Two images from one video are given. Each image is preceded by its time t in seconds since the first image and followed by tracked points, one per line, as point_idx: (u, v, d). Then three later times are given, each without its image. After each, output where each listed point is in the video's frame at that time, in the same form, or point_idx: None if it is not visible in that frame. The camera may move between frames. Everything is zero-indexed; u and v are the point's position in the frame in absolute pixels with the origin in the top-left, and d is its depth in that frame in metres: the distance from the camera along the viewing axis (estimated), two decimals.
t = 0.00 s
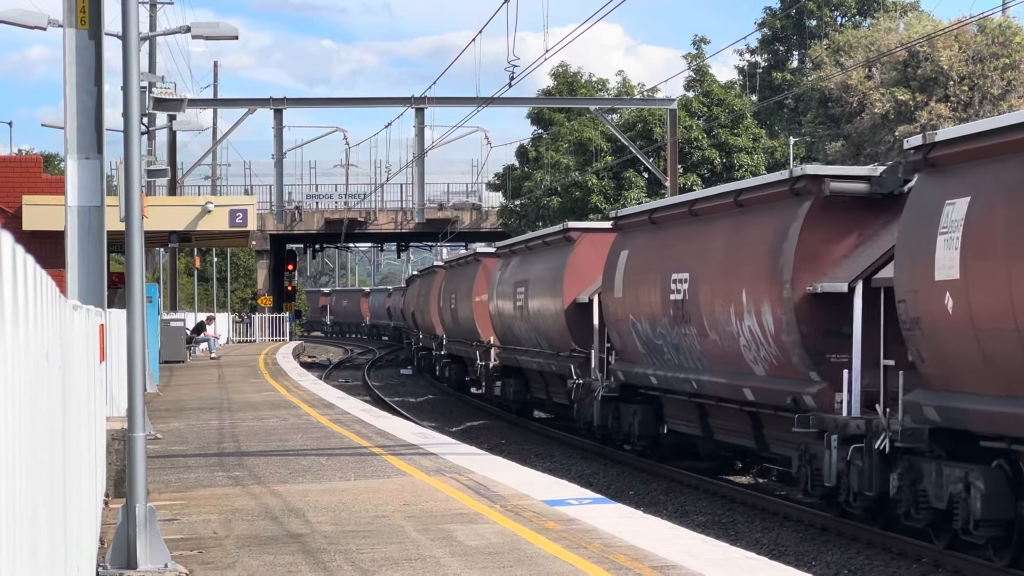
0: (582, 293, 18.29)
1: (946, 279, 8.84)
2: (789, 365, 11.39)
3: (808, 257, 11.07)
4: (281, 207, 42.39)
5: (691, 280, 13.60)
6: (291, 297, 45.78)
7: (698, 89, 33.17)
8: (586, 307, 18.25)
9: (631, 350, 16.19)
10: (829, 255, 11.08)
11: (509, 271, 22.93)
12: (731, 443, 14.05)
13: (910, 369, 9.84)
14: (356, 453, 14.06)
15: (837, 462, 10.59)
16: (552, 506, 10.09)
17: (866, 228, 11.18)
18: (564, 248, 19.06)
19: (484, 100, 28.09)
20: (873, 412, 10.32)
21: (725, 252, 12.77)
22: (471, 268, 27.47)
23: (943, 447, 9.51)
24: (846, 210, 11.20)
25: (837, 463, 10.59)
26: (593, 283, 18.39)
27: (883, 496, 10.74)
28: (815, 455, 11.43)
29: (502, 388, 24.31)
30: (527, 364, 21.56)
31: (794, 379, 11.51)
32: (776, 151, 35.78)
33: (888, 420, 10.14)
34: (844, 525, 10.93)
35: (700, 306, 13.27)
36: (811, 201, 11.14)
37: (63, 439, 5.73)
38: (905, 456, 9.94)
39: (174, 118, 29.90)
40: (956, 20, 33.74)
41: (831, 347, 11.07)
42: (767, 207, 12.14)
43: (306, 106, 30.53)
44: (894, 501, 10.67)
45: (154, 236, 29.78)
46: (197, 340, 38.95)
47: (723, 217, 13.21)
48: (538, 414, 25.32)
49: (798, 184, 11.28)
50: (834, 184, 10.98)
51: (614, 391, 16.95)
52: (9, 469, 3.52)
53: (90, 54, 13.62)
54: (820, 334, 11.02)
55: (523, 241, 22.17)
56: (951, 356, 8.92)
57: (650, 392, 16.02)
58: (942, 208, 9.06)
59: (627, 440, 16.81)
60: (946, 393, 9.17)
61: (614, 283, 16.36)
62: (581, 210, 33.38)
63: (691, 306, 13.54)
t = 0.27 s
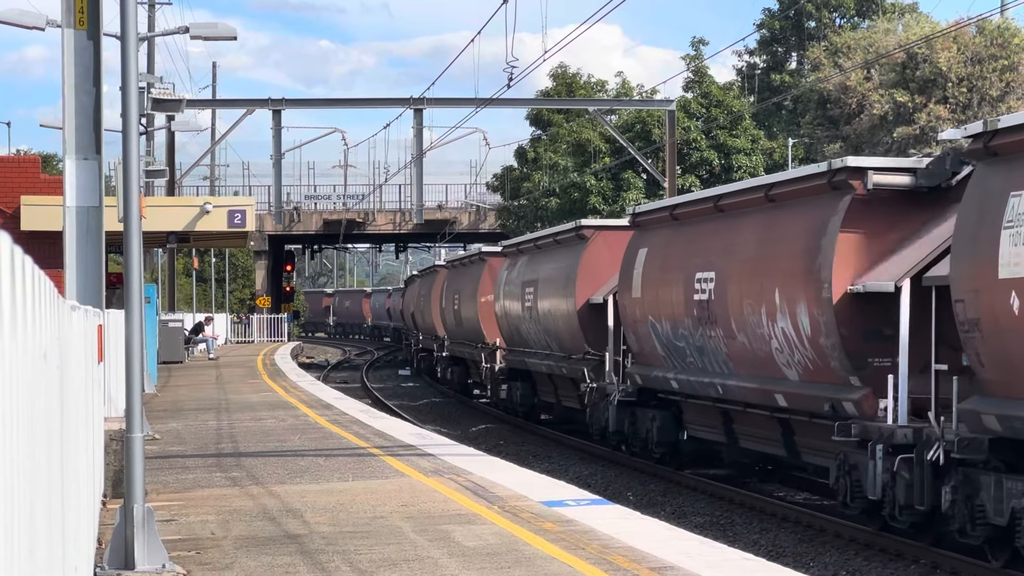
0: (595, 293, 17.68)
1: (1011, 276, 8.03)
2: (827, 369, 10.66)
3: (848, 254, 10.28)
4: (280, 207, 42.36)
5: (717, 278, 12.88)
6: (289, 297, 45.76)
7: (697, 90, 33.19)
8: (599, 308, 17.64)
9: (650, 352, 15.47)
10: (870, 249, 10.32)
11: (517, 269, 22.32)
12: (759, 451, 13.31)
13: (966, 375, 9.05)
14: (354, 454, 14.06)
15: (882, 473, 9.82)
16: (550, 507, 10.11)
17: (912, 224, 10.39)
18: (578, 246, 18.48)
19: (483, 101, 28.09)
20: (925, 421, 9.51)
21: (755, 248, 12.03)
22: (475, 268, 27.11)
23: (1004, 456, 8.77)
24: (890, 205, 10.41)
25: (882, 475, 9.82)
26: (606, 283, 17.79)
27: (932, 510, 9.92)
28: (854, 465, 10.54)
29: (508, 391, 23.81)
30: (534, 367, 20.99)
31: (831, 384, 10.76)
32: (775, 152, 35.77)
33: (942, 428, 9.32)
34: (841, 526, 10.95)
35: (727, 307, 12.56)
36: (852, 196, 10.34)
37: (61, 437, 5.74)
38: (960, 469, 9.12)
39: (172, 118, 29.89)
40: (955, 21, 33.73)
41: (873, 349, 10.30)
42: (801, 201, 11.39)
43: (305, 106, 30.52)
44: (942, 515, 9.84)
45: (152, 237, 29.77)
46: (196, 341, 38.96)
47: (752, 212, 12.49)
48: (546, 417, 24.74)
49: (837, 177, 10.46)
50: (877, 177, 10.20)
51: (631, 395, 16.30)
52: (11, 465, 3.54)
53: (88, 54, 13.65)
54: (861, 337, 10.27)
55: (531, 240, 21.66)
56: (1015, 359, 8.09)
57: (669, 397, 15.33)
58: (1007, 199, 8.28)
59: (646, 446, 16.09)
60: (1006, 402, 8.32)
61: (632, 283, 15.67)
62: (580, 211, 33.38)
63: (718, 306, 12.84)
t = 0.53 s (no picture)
0: (611, 293, 17.13)
1: None
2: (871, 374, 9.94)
3: (896, 252, 9.54)
4: (278, 208, 42.35)
5: (747, 278, 12.14)
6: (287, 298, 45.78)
7: (696, 91, 33.19)
8: (614, 308, 17.08)
9: (671, 355, 14.74)
10: (920, 248, 9.57)
11: (526, 270, 22.01)
12: (790, 460, 12.59)
13: None
14: (352, 455, 14.05)
15: (934, 486, 9.05)
16: (548, 508, 10.11)
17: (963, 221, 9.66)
18: (592, 244, 17.84)
19: (482, 102, 28.09)
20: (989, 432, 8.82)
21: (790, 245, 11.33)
22: (480, 268, 26.99)
23: None
24: (942, 200, 9.67)
25: (935, 488, 9.06)
26: (622, 282, 17.25)
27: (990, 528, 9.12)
28: (900, 478, 9.71)
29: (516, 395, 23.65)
30: (544, 369, 20.79)
31: (875, 390, 10.04)
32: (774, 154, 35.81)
33: (1008, 439, 8.57)
34: (840, 528, 10.95)
35: (759, 307, 11.84)
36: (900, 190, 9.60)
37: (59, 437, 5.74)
38: None
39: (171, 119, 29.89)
40: (953, 23, 33.75)
41: (922, 353, 9.53)
42: (842, 195, 10.65)
43: (304, 107, 30.51)
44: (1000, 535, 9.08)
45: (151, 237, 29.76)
46: (194, 341, 38.97)
47: (784, 207, 11.79)
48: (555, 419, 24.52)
49: (882, 170, 9.73)
50: (927, 169, 9.47)
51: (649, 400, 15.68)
52: (8, 468, 3.53)
53: (87, 55, 13.66)
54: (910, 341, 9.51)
55: (540, 239, 21.37)
56: None
57: (691, 402, 14.66)
58: None
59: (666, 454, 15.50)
60: None
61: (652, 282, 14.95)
62: (578, 212, 33.39)
63: (747, 306, 12.13)
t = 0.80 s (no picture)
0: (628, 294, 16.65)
1: None
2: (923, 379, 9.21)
3: (951, 249, 8.80)
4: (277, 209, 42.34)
5: (781, 275, 11.40)
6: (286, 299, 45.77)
7: (695, 92, 33.22)
8: (631, 309, 16.60)
9: (694, 357, 14.01)
10: (977, 245, 8.85)
11: (535, 269, 21.82)
12: (824, 469, 11.84)
13: None
14: (350, 456, 14.04)
15: (995, 500, 8.37)
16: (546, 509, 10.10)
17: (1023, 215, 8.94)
18: (607, 242, 17.36)
19: (480, 103, 28.09)
20: None
21: (829, 240, 10.59)
22: (486, 267, 26.87)
23: None
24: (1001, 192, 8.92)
25: (996, 502, 8.36)
26: (640, 282, 16.79)
27: None
28: (955, 492, 8.99)
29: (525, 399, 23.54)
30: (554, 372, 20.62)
31: (925, 396, 9.32)
32: (773, 154, 35.85)
33: None
34: (839, 529, 10.94)
35: (794, 308, 11.11)
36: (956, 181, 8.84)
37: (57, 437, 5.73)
38: None
39: (170, 119, 29.89)
40: (952, 25, 33.80)
41: (979, 357, 8.79)
42: (886, 187, 9.92)
43: (303, 108, 30.52)
44: None
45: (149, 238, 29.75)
46: (192, 342, 38.99)
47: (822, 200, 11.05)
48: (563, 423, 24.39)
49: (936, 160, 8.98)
50: (987, 158, 8.69)
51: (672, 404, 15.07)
52: (9, 474, 3.58)
53: (86, 55, 13.66)
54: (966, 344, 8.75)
55: (550, 238, 21.17)
56: None
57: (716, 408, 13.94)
58: None
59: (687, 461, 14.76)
60: None
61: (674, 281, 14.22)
62: (577, 213, 33.40)
63: (781, 305, 11.40)
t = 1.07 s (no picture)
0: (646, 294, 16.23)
1: None
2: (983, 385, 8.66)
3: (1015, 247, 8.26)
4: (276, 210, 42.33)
5: (821, 275, 10.88)
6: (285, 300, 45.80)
7: (694, 93, 33.24)
8: (650, 309, 16.20)
9: (722, 360, 13.49)
10: None
11: (547, 269, 21.72)
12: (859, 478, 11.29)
13: None
14: (349, 457, 14.04)
15: None
16: (545, 510, 10.08)
17: None
18: (626, 240, 17.05)
19: (479, 105, 28.08)
20: None
21: (875, 239, 10.07)
22: (493, 265, 26.79)
23: None
24: None
25: None
26: (659, 280, 16.42)
27: None
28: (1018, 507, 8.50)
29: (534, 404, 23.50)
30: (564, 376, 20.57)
31: (983, 403, 8.78)
32: (772, 155, 35.87)
33: None
34: (838, 530, 10.93)
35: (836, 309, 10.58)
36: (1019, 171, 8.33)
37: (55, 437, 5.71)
38: None
39: (169, 120, 29.89)
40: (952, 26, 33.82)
41: None
42: (941, 180, 9.36)
43: (302, 109, 30.51)
44: None
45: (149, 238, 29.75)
46: (191, 342, 39.03)
47: (866, 197, 10.54)
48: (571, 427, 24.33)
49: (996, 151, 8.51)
50: None
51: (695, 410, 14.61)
52: (10, 479, 3.60)
53: (85, 55, 13.64)
54: None
55: (562, 236, 21.07)
56: None
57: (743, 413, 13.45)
58: None
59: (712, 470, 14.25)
60: None
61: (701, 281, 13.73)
62: (577, 214, 33.41)
63: (821, 306, 10.88)
